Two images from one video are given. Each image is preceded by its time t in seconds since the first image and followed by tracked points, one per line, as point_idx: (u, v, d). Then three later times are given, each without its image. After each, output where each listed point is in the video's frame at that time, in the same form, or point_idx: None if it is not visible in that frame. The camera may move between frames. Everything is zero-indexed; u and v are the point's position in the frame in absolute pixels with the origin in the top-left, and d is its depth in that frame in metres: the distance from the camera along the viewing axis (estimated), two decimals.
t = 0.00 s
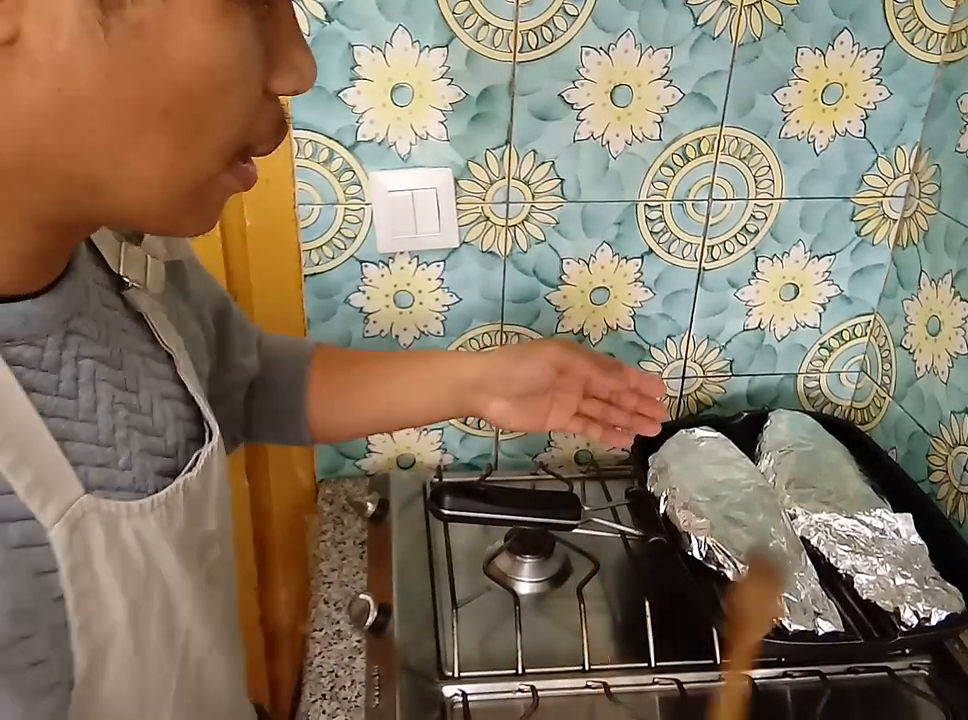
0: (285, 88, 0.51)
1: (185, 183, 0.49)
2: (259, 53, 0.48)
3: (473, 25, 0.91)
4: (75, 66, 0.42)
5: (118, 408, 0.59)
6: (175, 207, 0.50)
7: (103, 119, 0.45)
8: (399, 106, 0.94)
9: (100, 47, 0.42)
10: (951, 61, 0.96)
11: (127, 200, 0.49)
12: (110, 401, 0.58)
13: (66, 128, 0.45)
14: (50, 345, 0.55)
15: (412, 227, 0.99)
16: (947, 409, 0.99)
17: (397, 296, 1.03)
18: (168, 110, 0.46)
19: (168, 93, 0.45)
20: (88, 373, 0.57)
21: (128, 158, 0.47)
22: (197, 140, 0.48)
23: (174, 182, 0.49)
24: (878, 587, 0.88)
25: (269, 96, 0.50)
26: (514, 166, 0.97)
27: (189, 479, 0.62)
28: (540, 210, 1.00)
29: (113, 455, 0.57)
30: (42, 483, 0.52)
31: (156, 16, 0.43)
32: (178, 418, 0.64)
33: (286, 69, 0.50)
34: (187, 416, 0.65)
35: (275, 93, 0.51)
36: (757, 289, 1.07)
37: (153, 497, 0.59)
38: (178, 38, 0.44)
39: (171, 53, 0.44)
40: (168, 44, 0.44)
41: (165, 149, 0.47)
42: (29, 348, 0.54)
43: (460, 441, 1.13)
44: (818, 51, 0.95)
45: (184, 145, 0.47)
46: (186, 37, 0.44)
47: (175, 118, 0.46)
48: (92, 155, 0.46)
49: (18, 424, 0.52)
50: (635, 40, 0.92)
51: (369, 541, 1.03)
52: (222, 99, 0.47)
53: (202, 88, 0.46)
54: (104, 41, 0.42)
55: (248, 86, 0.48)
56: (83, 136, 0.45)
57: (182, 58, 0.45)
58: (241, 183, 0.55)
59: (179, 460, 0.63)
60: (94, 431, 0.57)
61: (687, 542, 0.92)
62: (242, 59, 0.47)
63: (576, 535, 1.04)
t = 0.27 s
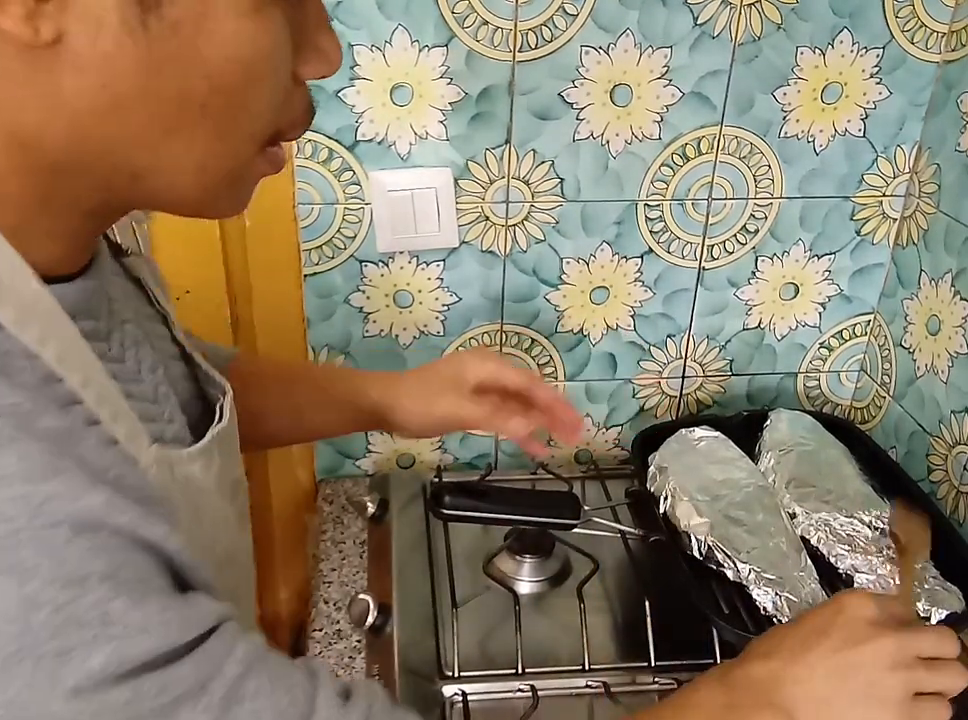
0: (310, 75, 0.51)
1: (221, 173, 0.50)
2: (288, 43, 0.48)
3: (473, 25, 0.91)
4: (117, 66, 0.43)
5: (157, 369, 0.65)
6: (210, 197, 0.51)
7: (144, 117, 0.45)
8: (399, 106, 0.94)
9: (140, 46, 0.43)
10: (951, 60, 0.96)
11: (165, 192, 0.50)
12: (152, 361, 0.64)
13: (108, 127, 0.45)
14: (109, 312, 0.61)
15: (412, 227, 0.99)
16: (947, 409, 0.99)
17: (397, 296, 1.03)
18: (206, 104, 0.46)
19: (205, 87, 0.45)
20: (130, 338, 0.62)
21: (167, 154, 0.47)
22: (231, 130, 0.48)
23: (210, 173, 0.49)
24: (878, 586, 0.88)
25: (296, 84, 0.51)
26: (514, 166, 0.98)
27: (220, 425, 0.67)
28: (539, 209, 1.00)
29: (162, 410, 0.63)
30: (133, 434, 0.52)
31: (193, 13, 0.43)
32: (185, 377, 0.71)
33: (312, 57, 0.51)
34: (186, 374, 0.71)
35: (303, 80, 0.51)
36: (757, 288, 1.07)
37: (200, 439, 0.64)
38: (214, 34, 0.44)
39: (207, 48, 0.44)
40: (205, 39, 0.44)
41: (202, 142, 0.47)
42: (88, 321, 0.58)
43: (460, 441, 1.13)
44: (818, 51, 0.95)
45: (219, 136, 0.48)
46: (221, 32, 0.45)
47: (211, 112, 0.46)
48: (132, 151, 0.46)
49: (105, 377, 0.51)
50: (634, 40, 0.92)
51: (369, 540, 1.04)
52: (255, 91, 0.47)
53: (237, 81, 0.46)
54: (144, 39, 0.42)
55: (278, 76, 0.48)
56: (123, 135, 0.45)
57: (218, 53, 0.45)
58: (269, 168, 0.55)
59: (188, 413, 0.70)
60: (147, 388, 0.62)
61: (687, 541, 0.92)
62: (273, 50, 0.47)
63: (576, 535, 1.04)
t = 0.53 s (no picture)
0: (316, 56, 0.51)
1: (234, 149, 0.50)
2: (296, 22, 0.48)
3: (472, 25, 0.90)
4: (135, 41, 0.43)
5: (164, 340, 0.66)
6: (225, 171, 0.52)
7: (160, 92, 0.45)
8: (399, 106, 0.94)
9: (158, 22, 0.43)
10: (950, 60, 0.96)
11: (185, 167, 0.50)
12: (160, 331, 0.66)
13: (125, 101, 0.45)
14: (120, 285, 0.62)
15: (412, 227, 0.99)
16: (947, 409, 0.99)
17: (397, 296, 1.03)
18: (220, 81, 0.46)
19: (219, 65, 0.45)
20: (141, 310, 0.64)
21: (184, 130, 0.48)
22: (243, 108, 0.48)
23: (222, 148, 0.49)
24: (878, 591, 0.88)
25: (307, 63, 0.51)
26: (514, 166, 0.97)
27: (224, 394, 0.69)
28: (539, 210, 1.00)
29: (174, 379, 0.65)
30: (150, 399, 0.56)
31: None
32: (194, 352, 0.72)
33: (324, 38, 0.50)
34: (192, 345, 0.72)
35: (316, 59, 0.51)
36: (757, 289, 1.07)
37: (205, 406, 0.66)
38: (229, 12, 0.44)
39: (222, 26, 0.44)
40: (219, 17, 0.44)
41: (215, 119, 0.48)
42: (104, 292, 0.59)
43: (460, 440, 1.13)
44: (818, 51, 0.95)
45: (233, 114, 0.48)
46: (235, 10, 0.44)
47: (226, 91, 0.47)
48: (147, 125, 0.47)
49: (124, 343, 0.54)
50: (634, 40, 0.92)
51: (370, 540, 1.03)
52: (268, 70, 0.47)
53: (249, 62, 0.46)
54: (162, 19, 0.43)
55: (290, 55, 0.48)
56: (144, 112, 0.46)
57: (233, 32, 0.45)
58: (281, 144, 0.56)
59: (201, 386, 0.71)
60: (159, 358, 0.64)
61: (688, 542, 0.92)
62: (286, 28, 0.47)
63: (576, 535, 1.04)
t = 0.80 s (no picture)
0: (309, 44, 0.51)
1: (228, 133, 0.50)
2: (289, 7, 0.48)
3: (473, 25, 0.90)
4: (131, 20, 0.43)
5: (163, 332, 0.66)
6: (220, 156, 0.51)
7: (155, 74, 0.45)
8: (399, 106, 0.94)
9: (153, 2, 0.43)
10: (951, 61, 0.96)
11: (181, 153, 0.50)
12: (159, 323, 0.66)
13: (121, 82, 0.45)
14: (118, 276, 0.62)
15: (412, 227, 0.99)
16: (947, 409, 0.99)
17: (397, 296, 1.03)
18: (213, 64, 0.46)
19: (213, 47, 0.45)
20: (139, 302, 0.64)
21: (180, 114, 0.47)
22: (236, 92, 0.48)
23: (215, 132, 0.49)
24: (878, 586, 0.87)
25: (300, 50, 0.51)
26: (514, 167, 0.98)
27: (225, 392, 0.69)
28: (540, 210, 1.00)
29: (170, 371, 0.66)
30: (141, 388, 0.56)
31: None
32: (197, 346, 0.72)
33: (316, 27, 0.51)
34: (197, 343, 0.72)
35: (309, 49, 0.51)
36: (757, 289, 1.07)
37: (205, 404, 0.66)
38: None
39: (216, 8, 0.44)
40: None
41: (208, 102, 0.47)
42: (100, 280, 0.59)
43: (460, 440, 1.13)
44: (818, 51, 0.95)
45: (226, 97, 0.48)
46: None
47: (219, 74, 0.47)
48: (142, 108, 0.47)
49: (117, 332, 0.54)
50: (634, 40, 0.92)
51: (370, 540, 1.03)
52: (261, 54, 0.47)
53: (243, 45, 0.46)
54: None
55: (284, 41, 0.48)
56: (140, 94, 0.46)
57: (227, 14, 0.45)
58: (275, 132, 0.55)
59: (203, 381, 0.70)
60: (155, 349, 0.65)
61: (687, 541, 0.92)
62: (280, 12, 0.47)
63: (576, 535, 1.04)
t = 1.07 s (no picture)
0: (313, 50, 0.51)
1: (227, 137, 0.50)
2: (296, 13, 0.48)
3: (473, 25, 0.91)
4: (140, 23, 0.43)
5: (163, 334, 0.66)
6: (221, 157, 0.51)
7: (161, 78, 0.45)
8: (399, 106, 0.94)
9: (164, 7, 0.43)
10: (951, 60, 0.96)
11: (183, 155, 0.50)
12: (160, 324, 0.66)
13: (127, 84, 0.45)
14: (118, 275, 0.62)
15: (412, 226, 0.99)
16: (947, 409, 0.99)
17: (397, 296, 1.03)
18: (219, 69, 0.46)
19: (221, 53, 0.45)
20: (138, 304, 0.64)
21: (185, 116, 0.47)
22: (239, 96, 0.48)
23: (217, 135, 0.49)
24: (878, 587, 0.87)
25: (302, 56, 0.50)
26: (514, 166, 0.98)
27: (225, 394, 0.69)
28: (539, 210, 1.00)
29: (171, 373, 0.65)
30: (133, 389, 0.57)
31: None
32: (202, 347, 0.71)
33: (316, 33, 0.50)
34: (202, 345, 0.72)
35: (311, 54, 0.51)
36: (757, 289, 1.07)
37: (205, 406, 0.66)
38: None
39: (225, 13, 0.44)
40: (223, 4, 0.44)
41: (212, 105, 0.47)
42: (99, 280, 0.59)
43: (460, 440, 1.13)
44: (818, 51, 0.95)
45: (229, 101, 0.48)
46: None
47: (226, 77, 0.46)
48: (146, 111, 0.47)
49: (111, 329, 0.55)
50: (634, 40, 0.92)
51: (369, 540, 1.03)
52: (267, 59, 0.47)
53: (251, 49, 0.46)
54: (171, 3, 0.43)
55: (289, 46, 0.48)
56: (146, 95, 0.46)
57: (235, 19, 0.45)
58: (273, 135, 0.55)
59: (207, 381, 0.70)
60: (154, 351, 0.64)
61: (687, 541, 0.92)
62: (287, 18, 0.47)
63: (576, 535, 1.04)
